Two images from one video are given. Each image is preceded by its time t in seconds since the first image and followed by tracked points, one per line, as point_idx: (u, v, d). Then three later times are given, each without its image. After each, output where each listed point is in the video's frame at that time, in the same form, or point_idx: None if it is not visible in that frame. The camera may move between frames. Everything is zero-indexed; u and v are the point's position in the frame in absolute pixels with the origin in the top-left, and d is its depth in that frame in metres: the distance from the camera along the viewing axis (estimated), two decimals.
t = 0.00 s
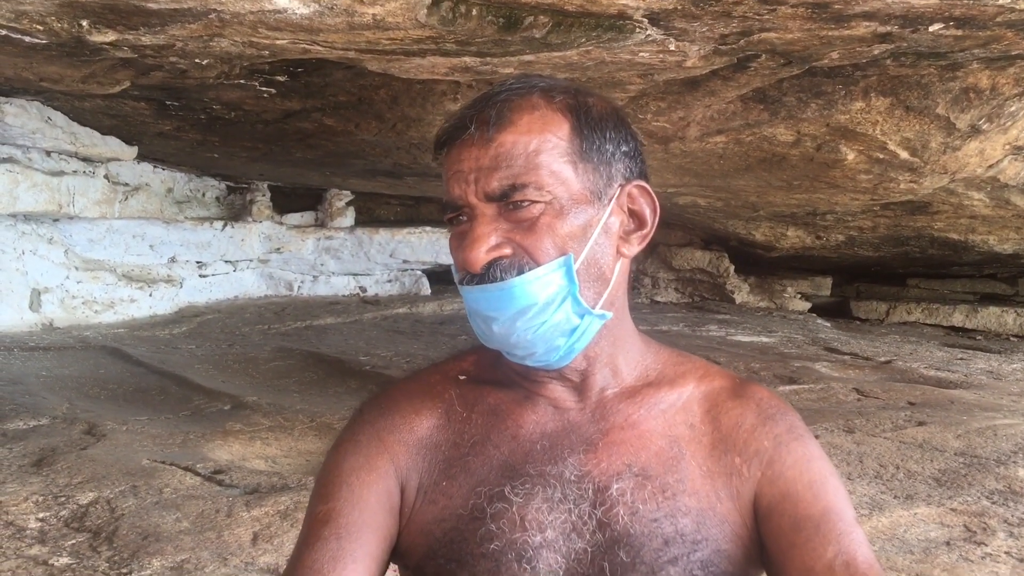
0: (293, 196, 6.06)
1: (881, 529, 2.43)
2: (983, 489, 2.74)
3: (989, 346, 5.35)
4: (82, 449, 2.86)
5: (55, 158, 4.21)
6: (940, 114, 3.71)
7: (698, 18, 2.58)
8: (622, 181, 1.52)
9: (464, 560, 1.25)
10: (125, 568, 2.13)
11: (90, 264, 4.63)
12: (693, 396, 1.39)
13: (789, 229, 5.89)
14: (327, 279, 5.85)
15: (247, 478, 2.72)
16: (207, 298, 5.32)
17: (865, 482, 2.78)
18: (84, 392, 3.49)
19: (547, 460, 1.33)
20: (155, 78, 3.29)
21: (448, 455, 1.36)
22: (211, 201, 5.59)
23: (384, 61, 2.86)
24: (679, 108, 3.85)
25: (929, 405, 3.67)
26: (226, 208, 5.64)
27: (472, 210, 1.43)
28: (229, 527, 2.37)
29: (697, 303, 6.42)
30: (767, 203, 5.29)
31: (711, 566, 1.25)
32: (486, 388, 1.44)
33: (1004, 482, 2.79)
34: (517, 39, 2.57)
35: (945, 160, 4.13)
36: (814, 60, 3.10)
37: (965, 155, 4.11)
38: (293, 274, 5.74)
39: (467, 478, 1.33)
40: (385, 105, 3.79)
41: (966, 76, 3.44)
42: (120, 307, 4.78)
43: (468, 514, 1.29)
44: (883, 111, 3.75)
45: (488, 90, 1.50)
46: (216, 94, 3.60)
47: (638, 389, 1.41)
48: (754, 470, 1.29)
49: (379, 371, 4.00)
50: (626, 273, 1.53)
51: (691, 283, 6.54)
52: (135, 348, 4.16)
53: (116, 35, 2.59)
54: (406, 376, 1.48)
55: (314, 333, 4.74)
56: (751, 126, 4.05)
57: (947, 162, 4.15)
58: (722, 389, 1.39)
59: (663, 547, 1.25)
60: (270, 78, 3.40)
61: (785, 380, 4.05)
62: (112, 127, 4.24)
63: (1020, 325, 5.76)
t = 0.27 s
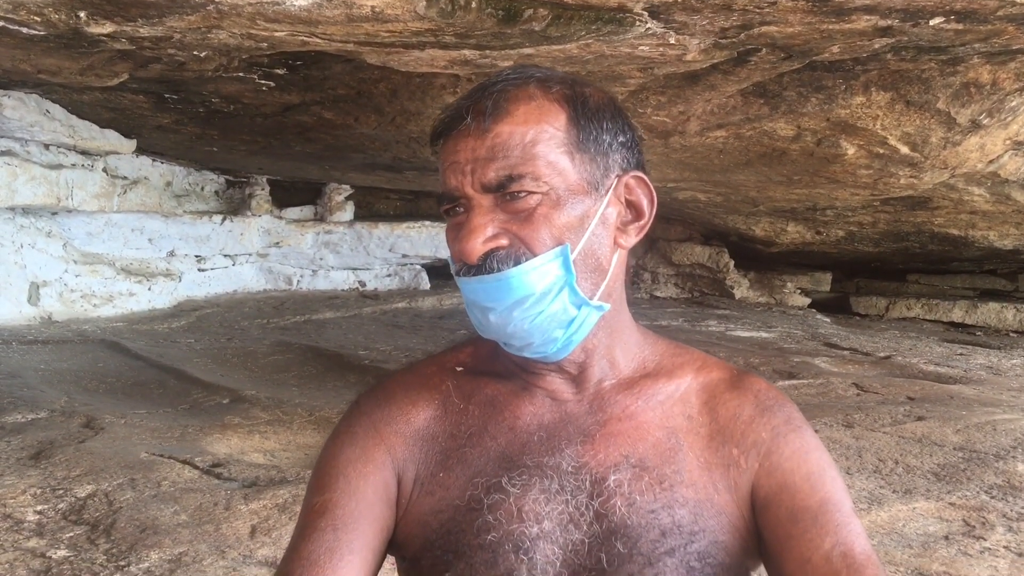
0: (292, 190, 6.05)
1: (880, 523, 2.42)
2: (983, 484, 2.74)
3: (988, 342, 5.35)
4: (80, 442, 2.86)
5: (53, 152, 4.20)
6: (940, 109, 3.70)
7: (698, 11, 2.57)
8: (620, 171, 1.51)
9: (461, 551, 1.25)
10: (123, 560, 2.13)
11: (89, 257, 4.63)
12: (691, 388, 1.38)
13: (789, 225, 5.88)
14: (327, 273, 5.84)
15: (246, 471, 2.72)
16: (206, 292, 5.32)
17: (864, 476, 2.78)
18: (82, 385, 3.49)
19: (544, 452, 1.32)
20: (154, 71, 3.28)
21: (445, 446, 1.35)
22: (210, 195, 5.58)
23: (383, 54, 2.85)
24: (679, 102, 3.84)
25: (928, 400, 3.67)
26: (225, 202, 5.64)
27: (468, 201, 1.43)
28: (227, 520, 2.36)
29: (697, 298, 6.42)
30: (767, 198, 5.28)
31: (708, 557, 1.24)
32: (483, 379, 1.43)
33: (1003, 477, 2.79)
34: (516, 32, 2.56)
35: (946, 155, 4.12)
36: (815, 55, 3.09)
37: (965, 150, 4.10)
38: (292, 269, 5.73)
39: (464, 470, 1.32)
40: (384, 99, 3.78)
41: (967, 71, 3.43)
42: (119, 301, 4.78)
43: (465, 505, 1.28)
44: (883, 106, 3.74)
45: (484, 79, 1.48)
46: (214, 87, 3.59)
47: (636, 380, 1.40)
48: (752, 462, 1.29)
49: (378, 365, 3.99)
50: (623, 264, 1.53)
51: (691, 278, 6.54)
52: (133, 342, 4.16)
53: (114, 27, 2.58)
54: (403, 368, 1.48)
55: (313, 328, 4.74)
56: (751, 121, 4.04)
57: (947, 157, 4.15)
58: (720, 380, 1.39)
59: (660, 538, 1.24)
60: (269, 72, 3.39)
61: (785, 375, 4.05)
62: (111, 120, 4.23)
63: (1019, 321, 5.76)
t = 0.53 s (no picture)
0: (292, 188, 6.04)
1: (880, 521, 2.43)
2: (982, 482, 2.74)
3: (988, 340, 5.35)
4: (79, 440, 2.86)
5: (52, 148, 4.19)
6: (940, 107, 3.70)
7: (699, 9, 2.57)
8: (623, 169, 1.51)
9: (463, 548, 1.24)
10: (123, 558, 2.12)
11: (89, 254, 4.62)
12: (694, 385, 1.38)
13: (789, 223, 5.88)
14: (326, 271, 5.84)
15: (246, 469, 2.72)
16: (205, 290, 5.31)
17: (864, 474, 2.78)
18: (82, 382, 3.48)
19: (546, 448, 1.32)
20: (154, 68, 3.27)
21: (446, 443, 1.35)
22: (210, 192, 5.58)
23: (384, 51, 2.85)
24: (679, 99, 3.84)
25: (928, 398, 3.67)
26: (224, 200, 5.63)
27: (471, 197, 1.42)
28: (227, 517, 2.36)
29: (696, 296, 6.42)
30: (767, 196, 5.28)
31: (711, 554, 1.24)
32: (485, 375, 1.43)
33: (1003, 475, 2.79)
34: (517, 29, 2.56)
35: (946, 153, 4.12)
36: (815, 52, 3.08)
37: (965, 149, 4.10)
38: (292, 266, 5.72)
39: (466, 466, 1.32)
40: (384, 96, 3.77)
41: (967, 69, 3.42)
42: (118, 298, 4.77)
43: (467, 501, 1.28)
44: (883, 104, 3.74)
45: (488, 76, 1.48)
46: (214, 84, 3.58)
47: (638, 376, 1.40)
48: (755, 459, 1.29)
49: (378, 363, 3.99)
50: (626, 261, 1.53)
51: (690, 276, 6.54)
52: (133, 340, 4.15)
53: (113, 23, 2.57)
54: (405, 364, 1.48)
55: (313, 325, 4.73)
56: (751, 119, 4.03)
57: (947, 155, 4.14)
58: (723, 377, 1.39)
59: (663, 535, 1.24)
60: (269, 68, 3.38)
61: (785, 373, 4.05)
62: (110, 117, 4.22)
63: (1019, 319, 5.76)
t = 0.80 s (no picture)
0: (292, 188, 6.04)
1: (880, 522, 2.43)
2: (982, 482, 2.74)
3: (988, 340, 5.35)
4: (79, 440, 2.86)
5: (52, 148, 4.19)
6: (940, 106, 3.70)
7: (698, 8, 2.57)
8: (625, 171, 1.52)
9: (460, 548, 1.24)
10: (122, 558, 2.12)
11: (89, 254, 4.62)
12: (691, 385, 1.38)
13: (789, 223, 5.88)
14: (326, 270, 5.83)
15: (245, 469, 2.72)
16: (205, 290, 5.31)
17: (864, 474, 2.78)
18: (81, 382, 3.48)
19: (543, 448, 1.32)
20: (153, 68, 3.27)
21: (443, 444, 1.35)
22: (209, 192, 5.58)
23: (383, 51, 2.85)
24: (679, 99, 3.83)
25: (928, 398, 3.67)
26: (224, 199, 5.63)
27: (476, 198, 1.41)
28: (226, 517, 2.36)
29: (696, 295, 6.41)
30: (766, 195, 5.28)
31: (709, 554, 1.24)
32: (482, 376, 1.43)
33: (1003, 475, 2.79)
34: (516, 29, 2.56)
35: (946, 153, 4.12)
36: (815, 52, 3.08)
37: (965, 148, 4.10)
38: (292, 266, 5.72)
39: (463, 467, 1.32)
40: (384, 96, 3.77)
41: (967, 69, 3.42)
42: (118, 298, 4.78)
43: (464, 502, 1.28)
44: (883, 104, 3.74)
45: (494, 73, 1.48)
46: (213, 84, 3.58)
47: (636, 376, 1.40)
48: (752, 459, 1.28)
49: (377, 362, 3.99)
50: (626, 263, 1.53)
51: (690, 276, 6.54)
52: (132, 340, 4.15)
53: (112, 23, 2.57)
54: (402, 365, 1.48)
55: (313, 325, 4.73)
56: (751, 119, 4.03)
57: (947, 155, 4.14)
58: (720, 377, 1.39)
59: (660, 534, 1.24)
60: (269, 68, 3.38)
61: (785, 372, 4.05)
62: (109, 117, 4.22)
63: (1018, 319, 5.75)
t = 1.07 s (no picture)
0: (291, 188, 6.04)
1: (880, 520, 2.43)
2: (982, 481, 2.74)
3: (987, 339, 5.35)
4: (78, 441, 2.86)
5: (51, 149, 4.18)
6: (939, 105, 3.70)
7: (696, 8, 2.57)
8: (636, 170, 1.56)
9: (458, 545, 1.24)
10: (122, 559, 2.12)
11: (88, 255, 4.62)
12: (689, 382, 1.38)
13: (788, 222, 5.88)
14: (325, 271, 5.83)
15: (245, 469, 2.72)
16: (205, 290, 5.31)
17: (864, 473, 2.78)
18: (81, 383, 3.48)
19: (541, 445, 1.32)
20: (151, 68, 3.27)
21: (440, 443, 1.35)
22: (208, 193, 5.58)
23: (381, 51, 2.85)
24: (678, 99, 3.83)
25: (927, 397, 3.67)
26: (223, 200, 5.64)
27: (511, 179, 1.40)
28: (226, 518, 2.36)
29: (696, 295, 6.42)
30: (765, 195, 5.28)
31: (709, 550, 1.24)
32: (480, 375, 1.43)
33: (1002, 473, 2.79)
34: (514, 29, 2.56)
35: (945, 151, 4.12)
36: (814, 51, 3.08)
37: (964, 147, 4.10)
38: (291, 266, 5.72)
39: (460, 465, 1.32)
40: (383, 96, 3.77)
41: (965, 68, 3.42)
42: (117, 299, 4.78)
43: (461, 500, 1.28)
44: (882, 103, 3.74)
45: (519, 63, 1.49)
46: (212, 84, 3.58)
47: (635, 374, 1.40)
48: (750, 456, 1.29)
49: (377, 362, 3.99)
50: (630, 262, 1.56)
51: (689, 275, 6.54)
52: (132, 341, 4.15)
53: (111, 24, 2.57)
54: (399, 366, 1.48)
55: (312, 325, 4.73)
56: (750, 118, 4.03)
57: (946, 153, 4.14)
58: (718, 375, 1.39)
59: (660, 529, 1.24)
60: (267, 69, 3.38)
61: (784, 371, 4.05)
62: (108, 118, 4.22)
63: (1018, 318, 5.75)
